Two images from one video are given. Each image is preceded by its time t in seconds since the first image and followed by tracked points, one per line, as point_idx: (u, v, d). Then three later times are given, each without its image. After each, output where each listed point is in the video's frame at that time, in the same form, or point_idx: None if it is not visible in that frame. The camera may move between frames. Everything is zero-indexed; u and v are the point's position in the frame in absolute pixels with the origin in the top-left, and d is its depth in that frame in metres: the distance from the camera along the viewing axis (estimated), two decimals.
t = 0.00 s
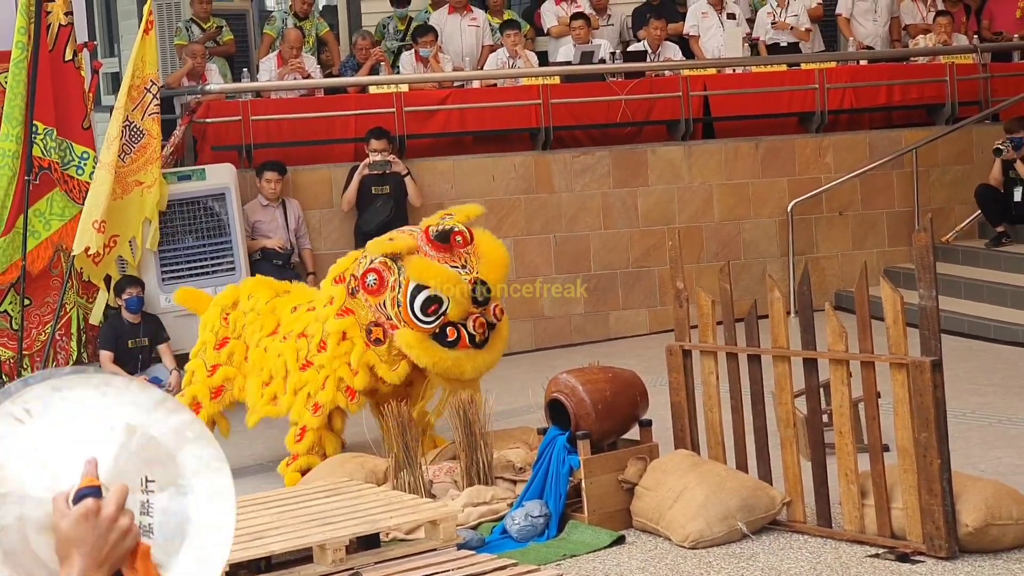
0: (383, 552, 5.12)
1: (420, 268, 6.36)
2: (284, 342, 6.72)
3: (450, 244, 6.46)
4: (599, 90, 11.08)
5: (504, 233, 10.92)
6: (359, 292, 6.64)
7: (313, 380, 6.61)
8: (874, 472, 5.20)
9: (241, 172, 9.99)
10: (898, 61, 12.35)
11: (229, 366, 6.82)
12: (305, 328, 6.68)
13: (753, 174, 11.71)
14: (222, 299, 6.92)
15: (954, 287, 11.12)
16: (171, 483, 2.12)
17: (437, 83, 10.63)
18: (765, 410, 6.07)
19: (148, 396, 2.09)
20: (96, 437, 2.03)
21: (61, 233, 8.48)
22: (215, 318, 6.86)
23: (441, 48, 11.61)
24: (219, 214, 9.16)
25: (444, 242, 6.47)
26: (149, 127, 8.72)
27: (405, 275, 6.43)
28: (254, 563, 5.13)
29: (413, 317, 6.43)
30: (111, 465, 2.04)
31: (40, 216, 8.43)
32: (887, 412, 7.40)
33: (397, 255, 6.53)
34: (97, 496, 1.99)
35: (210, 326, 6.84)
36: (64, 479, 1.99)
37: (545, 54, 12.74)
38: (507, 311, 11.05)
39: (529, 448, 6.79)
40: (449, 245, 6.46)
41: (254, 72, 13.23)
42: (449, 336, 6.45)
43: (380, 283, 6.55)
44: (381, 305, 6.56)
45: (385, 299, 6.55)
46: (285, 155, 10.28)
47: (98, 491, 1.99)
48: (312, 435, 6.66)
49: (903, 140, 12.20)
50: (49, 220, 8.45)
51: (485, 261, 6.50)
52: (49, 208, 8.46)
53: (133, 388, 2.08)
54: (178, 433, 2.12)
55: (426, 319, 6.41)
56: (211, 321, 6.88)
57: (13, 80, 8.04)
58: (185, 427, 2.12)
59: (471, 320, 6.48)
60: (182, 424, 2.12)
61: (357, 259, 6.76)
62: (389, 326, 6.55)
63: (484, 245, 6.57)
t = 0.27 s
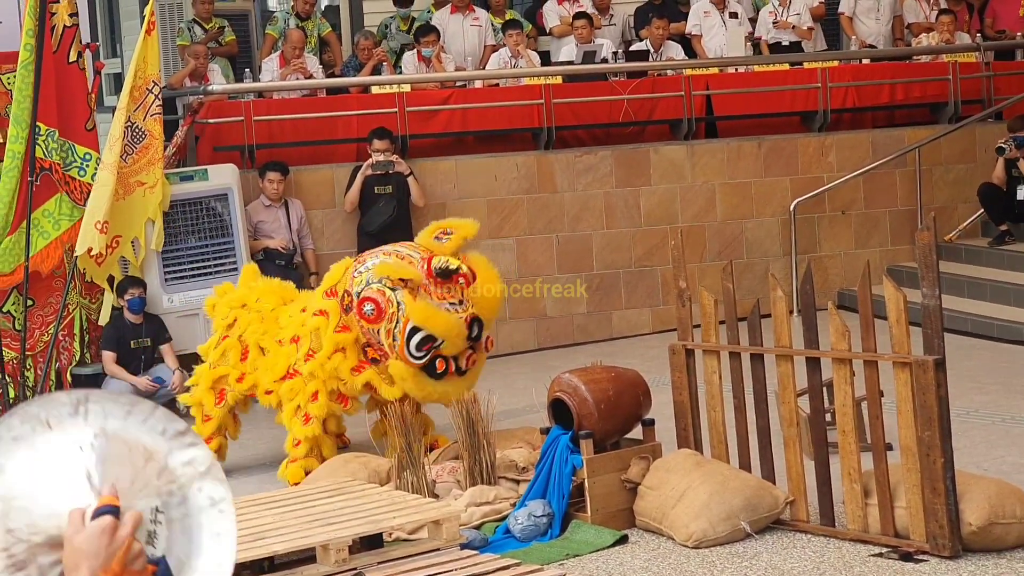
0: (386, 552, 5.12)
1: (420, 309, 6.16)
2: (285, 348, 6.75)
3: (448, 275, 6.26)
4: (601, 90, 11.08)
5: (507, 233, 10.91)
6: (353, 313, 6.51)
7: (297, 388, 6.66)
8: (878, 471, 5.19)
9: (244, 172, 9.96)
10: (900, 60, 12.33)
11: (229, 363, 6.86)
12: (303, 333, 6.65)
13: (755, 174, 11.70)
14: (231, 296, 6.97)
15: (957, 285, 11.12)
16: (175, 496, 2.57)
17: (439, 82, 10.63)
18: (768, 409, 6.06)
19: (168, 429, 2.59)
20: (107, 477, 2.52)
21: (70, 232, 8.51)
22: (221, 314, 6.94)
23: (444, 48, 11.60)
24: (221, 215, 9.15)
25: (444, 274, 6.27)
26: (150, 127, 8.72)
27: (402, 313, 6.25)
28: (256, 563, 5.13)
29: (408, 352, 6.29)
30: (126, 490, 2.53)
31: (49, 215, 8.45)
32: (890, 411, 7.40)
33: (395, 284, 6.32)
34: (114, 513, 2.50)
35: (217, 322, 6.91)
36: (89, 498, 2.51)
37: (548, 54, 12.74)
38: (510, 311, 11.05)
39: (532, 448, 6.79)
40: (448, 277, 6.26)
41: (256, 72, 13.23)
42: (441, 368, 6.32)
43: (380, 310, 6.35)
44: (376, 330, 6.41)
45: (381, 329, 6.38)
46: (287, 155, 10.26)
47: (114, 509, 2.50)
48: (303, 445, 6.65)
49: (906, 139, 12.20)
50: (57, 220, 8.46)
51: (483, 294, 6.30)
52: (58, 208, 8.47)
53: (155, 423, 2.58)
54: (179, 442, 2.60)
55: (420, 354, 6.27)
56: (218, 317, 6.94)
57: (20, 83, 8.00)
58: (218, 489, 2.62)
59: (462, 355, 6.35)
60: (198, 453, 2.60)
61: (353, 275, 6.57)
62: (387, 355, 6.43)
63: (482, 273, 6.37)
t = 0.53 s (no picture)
0: (389, 552, 5.12)
1: (338, 299, 6.30)
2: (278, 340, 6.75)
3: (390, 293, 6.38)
4: (603, 89, 11.08)
5: (509, 233, 10.92)
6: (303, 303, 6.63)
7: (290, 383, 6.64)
8: (880, 470, 5.20)
9: (246, 172, 9.97)
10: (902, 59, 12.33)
11: (239, 365, 6.97)
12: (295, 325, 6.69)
13: (758, 173, 11.70)
14: (233, 294, 7.09)
15: (959, 285, 11.12)
16: None
17: (441, 82, 10.64)
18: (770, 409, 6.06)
19: None
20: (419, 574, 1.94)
21: (76, 232, 8.50)
22: (223, 316, 7.04)
23: (445, 48, 11.61)
24: (224, 215, 9.12)
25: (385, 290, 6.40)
26: (152, 128, 8.69)
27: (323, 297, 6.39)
28: (260, 564, 5.13)
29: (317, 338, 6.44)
30: None
31: (55, 215, 8.43)
32: (892, 411, 7.40)
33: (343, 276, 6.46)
34: None
35: (221, 324, 7.01)
36: None
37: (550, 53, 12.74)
38: (512, 311, 11.05)
39: (535, 447, 6.80)
40: (386, 292, 6.39)
41: (258, 72, 13.24)
42: (345, 369, 6.43)
43: (313, 292, 6.50)
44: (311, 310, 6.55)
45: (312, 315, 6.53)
46: (290, 155, 10.27)
47: None
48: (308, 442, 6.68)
49: (908, 138, 12.20)
50: (63, 220, 8.46)
51: (414, 324, 6.41)
52: (65, 208, 8.47)
53: None
54: None
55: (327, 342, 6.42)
56: (219, 318, 7.04)
57: (25, 85, 8.03)
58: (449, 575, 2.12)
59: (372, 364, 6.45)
60: None
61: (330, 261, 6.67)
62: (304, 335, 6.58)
63: (427, 309, 6.47)
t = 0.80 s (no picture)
0: (391, 553, 5.13)
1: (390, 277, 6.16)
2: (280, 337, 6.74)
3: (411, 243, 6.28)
4: (604, 90, 11.08)
5: (510, 234, 10.92)
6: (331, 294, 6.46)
7: (298, 378, 6.58)
8: (882, 471, 5.19)
9: (247, 174, 9.98)
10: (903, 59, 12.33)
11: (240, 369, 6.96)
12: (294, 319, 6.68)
13: (759, 174, 11.70)
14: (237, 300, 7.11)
15: (961, 286, 11.11)
16: None
17: (442, 84, 10.64)
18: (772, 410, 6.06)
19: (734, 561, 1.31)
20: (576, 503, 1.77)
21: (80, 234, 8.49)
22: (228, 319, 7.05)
23: (446, 49, 11.61)
24: (225, 217, 9.13)
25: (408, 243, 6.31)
26: (154, 129, 8.63)
27: (374, 281, 6.22)
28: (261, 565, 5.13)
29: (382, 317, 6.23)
30: None
31: (58, 217, 8.43)
32: (893, 412, 7.40)
33: (366, 257, 6.29)
34: None
35: (224, 327, 7.01)
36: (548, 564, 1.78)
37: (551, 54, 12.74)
38: (514, 312, 11.05)
39: (537, 448, 6.80)
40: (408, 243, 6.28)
41: (259, 73, 13.24)
42: (432, 334, 6.27)
43: (346, 296, 6.35)
44: (355, 308, 6.34)
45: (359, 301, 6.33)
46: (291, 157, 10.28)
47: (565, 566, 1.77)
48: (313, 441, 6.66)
49: (909, 138, 12.19)
50: (67, 221, 8.45)
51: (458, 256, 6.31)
52: (68, 209, 8.45)
53: None
54: None
55: (399, 325, 6.22)
56: (224, 320, 7.06)
57: (29, 87, 8.03)
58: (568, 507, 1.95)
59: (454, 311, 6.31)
60: None
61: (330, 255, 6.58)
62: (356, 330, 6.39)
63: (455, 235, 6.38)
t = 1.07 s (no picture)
0: (393, 553, 5.13)
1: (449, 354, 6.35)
2: (283, 351, 6.64)
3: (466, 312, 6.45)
4: (605, 90, 11.07)
5: (511, 234, 10.91)
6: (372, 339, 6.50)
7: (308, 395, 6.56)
8: (884, 471, 5.19)
9: (248, 174, 9.98)
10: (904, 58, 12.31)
11: (235, 375, 6.86)
12: (300, 336, 6.59)
13: (759, 173, 11.69)
14: (230, 299, 7.00)
15: (962, 285, 11.10)
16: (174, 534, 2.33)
17: (443, 83, 10.63)
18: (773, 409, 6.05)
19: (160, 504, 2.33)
20: (118, 514, 2.29)
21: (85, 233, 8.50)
22: (221, 321, 6.94)
23: (447, 49, 11.60)
24: (225, 217, 9.13)
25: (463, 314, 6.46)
26: (154, 129, 8.49)
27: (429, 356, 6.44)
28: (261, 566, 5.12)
29: (416, 377, 6.56)
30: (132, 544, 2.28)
31: (64, 216, 8.43)
32: (895, 411, 7.38)
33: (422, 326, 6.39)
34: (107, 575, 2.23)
35: (221, 331, 6.91)
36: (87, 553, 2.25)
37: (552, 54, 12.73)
38: (515, 311, 11.04)
39: (538, 448, 6.79)
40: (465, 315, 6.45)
41: (260, 73, 13.23)
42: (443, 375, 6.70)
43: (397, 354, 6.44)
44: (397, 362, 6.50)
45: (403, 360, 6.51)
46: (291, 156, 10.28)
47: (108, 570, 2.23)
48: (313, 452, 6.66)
49: (911, 137, 12.17)
50: (71, 221, 8.46)
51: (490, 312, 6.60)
52: (73, 209, 8.45)
53: (178, 465, 2.37)
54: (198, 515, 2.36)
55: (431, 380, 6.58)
56: (219, 323, 6.94)
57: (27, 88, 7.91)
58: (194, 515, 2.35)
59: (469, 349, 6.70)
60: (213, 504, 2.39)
61: (372, 297, 6.52)
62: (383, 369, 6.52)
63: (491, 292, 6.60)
